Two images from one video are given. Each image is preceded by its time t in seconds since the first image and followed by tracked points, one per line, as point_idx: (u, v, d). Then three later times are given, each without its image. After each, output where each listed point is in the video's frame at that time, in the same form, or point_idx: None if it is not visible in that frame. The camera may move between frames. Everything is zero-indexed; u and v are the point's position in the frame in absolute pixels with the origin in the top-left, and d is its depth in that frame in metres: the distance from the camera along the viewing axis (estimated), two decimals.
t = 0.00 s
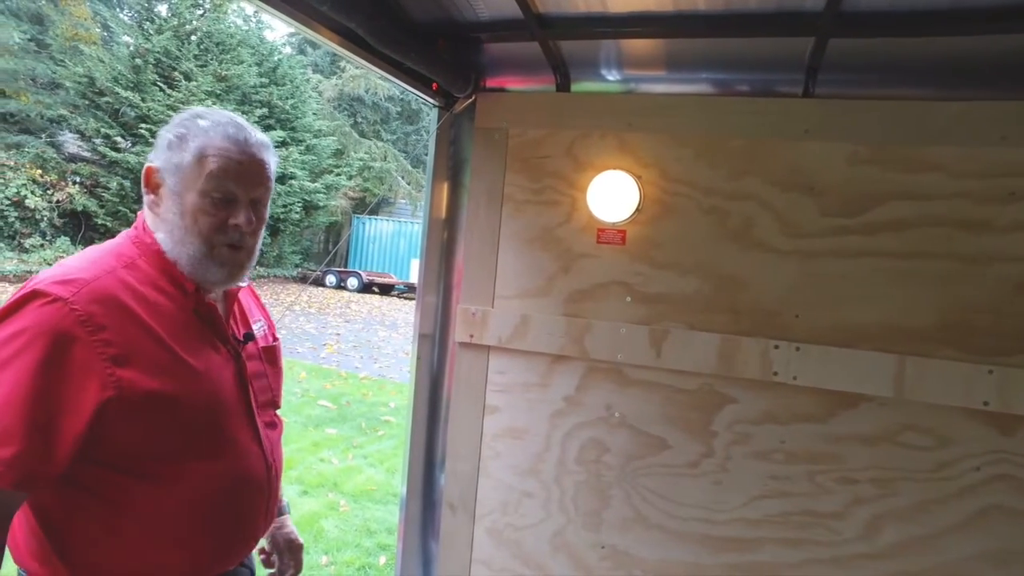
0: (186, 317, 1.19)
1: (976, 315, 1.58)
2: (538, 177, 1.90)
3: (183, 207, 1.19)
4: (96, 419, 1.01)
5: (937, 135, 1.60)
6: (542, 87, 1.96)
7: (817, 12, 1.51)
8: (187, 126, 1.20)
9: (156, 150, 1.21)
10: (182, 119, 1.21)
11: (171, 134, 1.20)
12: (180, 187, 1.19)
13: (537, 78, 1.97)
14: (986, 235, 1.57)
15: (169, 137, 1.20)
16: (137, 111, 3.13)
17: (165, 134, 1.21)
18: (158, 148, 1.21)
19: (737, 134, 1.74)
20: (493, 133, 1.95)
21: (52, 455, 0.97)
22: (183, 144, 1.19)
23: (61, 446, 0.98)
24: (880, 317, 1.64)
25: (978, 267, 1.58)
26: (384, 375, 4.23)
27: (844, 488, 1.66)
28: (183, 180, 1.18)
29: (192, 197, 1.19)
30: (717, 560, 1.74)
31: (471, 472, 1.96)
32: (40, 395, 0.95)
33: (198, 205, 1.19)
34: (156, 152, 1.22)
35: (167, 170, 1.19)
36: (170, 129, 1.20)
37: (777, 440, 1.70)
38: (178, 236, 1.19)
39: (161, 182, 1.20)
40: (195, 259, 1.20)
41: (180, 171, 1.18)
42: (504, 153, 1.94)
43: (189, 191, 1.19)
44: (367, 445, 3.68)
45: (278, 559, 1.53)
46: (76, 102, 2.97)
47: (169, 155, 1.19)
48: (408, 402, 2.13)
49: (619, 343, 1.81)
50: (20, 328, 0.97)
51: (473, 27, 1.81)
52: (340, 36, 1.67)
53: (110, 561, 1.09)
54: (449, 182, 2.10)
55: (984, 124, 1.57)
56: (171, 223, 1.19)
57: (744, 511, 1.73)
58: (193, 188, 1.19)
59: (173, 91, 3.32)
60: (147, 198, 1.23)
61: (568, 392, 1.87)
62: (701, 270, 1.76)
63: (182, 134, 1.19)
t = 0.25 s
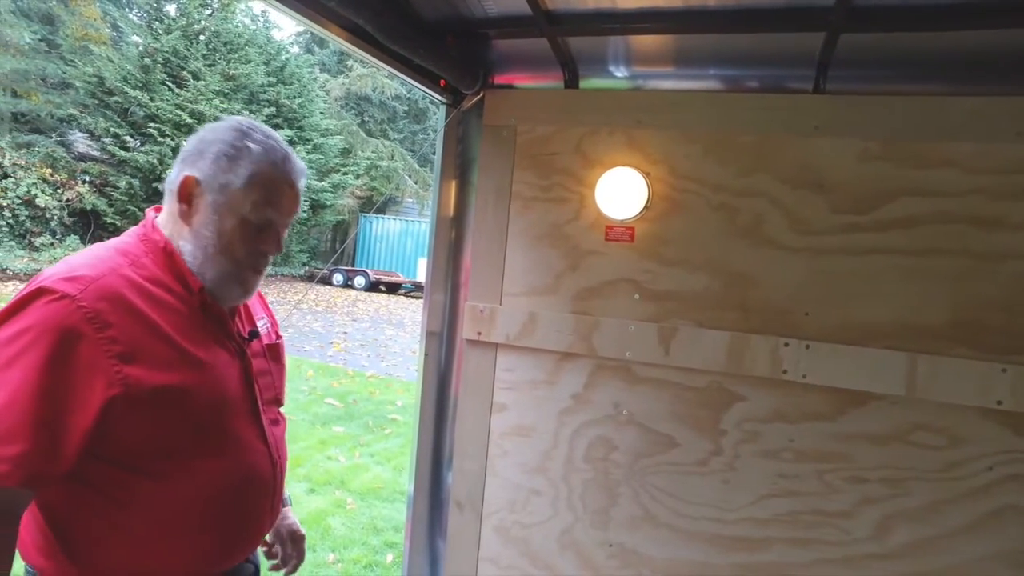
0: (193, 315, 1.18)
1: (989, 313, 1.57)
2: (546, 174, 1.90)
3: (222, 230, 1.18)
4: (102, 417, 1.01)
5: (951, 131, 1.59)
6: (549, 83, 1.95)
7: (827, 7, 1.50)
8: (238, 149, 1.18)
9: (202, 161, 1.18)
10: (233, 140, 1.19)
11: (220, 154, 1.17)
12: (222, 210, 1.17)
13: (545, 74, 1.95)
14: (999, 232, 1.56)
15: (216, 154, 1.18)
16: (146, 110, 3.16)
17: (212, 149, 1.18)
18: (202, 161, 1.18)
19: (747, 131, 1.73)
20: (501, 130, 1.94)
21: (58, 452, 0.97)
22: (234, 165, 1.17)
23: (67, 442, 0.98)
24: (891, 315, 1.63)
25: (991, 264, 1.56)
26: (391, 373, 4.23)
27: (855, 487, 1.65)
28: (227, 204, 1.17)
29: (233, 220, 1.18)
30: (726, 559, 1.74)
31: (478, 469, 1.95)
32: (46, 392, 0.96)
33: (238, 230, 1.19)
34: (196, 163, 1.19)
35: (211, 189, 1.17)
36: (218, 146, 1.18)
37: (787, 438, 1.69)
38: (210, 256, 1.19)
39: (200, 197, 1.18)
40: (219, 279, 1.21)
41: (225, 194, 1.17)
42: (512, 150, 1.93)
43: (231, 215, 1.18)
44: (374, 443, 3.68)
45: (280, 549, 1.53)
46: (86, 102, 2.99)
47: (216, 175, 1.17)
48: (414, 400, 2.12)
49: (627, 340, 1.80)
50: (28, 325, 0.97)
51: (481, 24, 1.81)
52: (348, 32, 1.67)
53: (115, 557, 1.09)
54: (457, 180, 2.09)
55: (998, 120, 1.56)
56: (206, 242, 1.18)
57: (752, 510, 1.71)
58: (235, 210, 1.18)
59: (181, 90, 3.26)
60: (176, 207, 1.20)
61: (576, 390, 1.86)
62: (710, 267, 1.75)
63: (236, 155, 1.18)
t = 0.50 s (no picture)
0: (209, 312, 1.19)
1: (998, 311, 1.56)
2: (552, 172, 1.90)
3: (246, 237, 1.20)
4: (128, 408, 1.02)
5: (959, 129, 1.58)
6: (555, 81, 1.95)
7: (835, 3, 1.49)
8: (269, 158, 1.21)
9: (231, 168, 1.20)
10: (265, 149, 1.21)
11: (251, 162, 1.20)
12: (249, 217, 1.19)
13: (551, 72, 1.95)
14: (1009, 230, 1.55)
15: (247, 163, 1.20)
16: (153, 109, 3.23)
17: (243, 157, 1.20)
18: (232, 168, 1.20)
19: (754, 129, 1.72)
20: (507, 128, 1.94)
21: (86, 442, 0.98)
22: (264, 175, 1.20)
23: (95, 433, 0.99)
24: (898, 314, 1.62)
25: (1000, 263, 1.55)
26: (397, 372, 4.24)
27: (861, 487, 1.64)
28: (254, 211, 1.20)
29: (258, 229, 1.21)
30: (732, 558, 1.73)
31: (483, 466, 1.95)
32: (77, 383, 0.96)
33: (262, 238, 1.22)
34: (226, 169, 1.20)
35: (239, 196, 1.19)
36: (249, 154, 1.20)
37: (793, 437, 1.69)
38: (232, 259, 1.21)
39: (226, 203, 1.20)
40: (238, 282, 1.23)
41: (252, 202, 1.19)
42: (518, 148, 1.93)
43: (256, 223, 1.20)
44: (380, 441, 3.68)
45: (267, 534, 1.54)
46: (94, 102, 3.04)
47: (245, 183, 1.19)
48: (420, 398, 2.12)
49: (633, 339, 1.80)
50: (56, 318, 0.97)
51: (487, 22, 1.80)
52: (354, 30, 1.67)
53: (131, 551, 1.09)
54: (463, 178, 2.09)
55: (1007, 117, 1.55)
56: (230, 246, 1.20)
57: (759, 509, 1.71)
58: (261, 217, 1.20)
59: (188, 89, 3.32)
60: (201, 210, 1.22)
61: (581, 388, 1.86)
62: (716, 265, 1.75)
63: (265, 165, 1.20)
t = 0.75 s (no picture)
0: (228, 307, 1.25)
1: (1006, 308, 1.55)
2: (557, 168, 1.90)
3: (265, 240, 1.26)
4: (169, 396, 1.07)
5: (967, 125, 1.57)
6: (561, 77, 1.95)
7: None
8: (290, 169, 1.28)
9: (253, 175, 1.26)
10: (287, 160, 1.28)
11: (274, 172, 1.26)
12: (269, 222, 1.25)
13: (557, 68, 1.95)
14: (1017, 227, 1.54)
15: (271, 171, 1.26)
16: (159, 108, 3.20)
17: (266, 166, 1.26)
18: (256, 175, 1.26)
19: (761, 126, 1.72)
20: (513, 124, 1.94)
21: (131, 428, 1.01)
22: (284, 183, 1.26)
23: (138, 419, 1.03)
24: (905, 311, 1.61)
25: (1009, 259, 1.55)
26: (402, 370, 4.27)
27: (867, 484, 1.64)
28: (274, 217, 1.26)
29: (276, 233, 1.27)
30: (736, 555, 1.73)
31: (488, 463, 1.96)
32: (128, 370, 1.00)
33: (279, 243, 1.28)
34: (249, 175, 1.26)
35: (261, 201, 1.25)
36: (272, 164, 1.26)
37: (799, 434, 1.68)
38: (250, 261, 1.27)
39: (247, 207, 1.26)
40: (254, 282, 1.28)
41: (273, 207, 1.25)
42: (524, 145, 1.93)
43: (275, 228, 1.26)
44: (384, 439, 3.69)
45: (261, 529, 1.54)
46: (99, 100, 3.07)
47: (268, 190, 1.25)
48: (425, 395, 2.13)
49: (639, 335, 1.80)
50: (108, 308, 1.00)
51: (493, 18, 1.80)
52: (360, 26, 1.67)
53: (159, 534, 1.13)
54: (468, 176, 2.10)
55: (1015, 113, 1.54)
56: (248, 248, 1.26)
57: (764, 506, 1.71)
58: (278, 223, 1.26)
59: (193, 88, 3.28)
60: (221, 212, 1.27)
61: (586, 384, 1.86)
62: (722, 262, 1.75)
63: (287, 175, 1.27)
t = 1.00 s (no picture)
0: (240, 298, 1.27)
1: (1013, 306, 1.54)
2: (562, 165, 1.89)
3: (281, 238, 1.29)
4: (177, 380, 1.10)
5: (974, 121, 1.56)
6: (566, 74, 1.95)
7: None
8: (309, 170, 1.31)
9: (273, 175, 1.29)
10: (307, 162, 1.32)
11: (294, 172, 1.29)
12: (286, 220, 1.29)
13: (562, 65, 1.95)
14: None
15: (290, 171, 1.29)
16: (163, 106, 3.11)
17: (286, 165, 1.30)
18: (276, 174, 1.29)
19: (767, 122, 1.71)
20: (518, 121, 1.94)
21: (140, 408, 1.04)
22: (303, 184, 1.30)
23: (147, 398, 1.06)
24: (911, 308, 1.60)
25: (1016, 256, 1.54)
26: (406, 367, 4.30)
27: (874, 482, 1.63)
28: (291, 215, 1.29)
29: (291, 232, 1.30)
30: (741, 553, 1.72)
31: (493, 460, 1.95)
32: (140, 352, 1.03)
33: (294, 241, 1.31)
34: (269, 174, 1.29)
35: (279, 200, 1.28)
36: (292, 164, 1.30)
37: (804, 431, 1.67)
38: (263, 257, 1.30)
39: (265, 204, 1.29)
40: (266, 277, 1.31)
41: (290, 206, 1.28)
42: (528, 141, 1.93)
43: (291, 226, 1.30)
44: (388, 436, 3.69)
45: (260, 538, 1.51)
46: (105, 98, 2.96)
47: (287, 189, 1.28)
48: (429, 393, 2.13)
49: (644, 332, 1.80)
50: (125, 291, 1.04)
51: (497, 14, 1.80)
52: (365, 22, 1.67)
53: (160, 509, 1.17)
54: (473, 173, 2.09)
55: None
56: (263, 245, 1.29)
57: (769, 504, 1.70)
58: (294, 222, 1.30)
59: (198, 85, 3.22)
60: (239, 208, 1.30)
61: (591, 381, 1.85)
62: (727, 259, 1.74)
63: (306, 176, 1.30)
